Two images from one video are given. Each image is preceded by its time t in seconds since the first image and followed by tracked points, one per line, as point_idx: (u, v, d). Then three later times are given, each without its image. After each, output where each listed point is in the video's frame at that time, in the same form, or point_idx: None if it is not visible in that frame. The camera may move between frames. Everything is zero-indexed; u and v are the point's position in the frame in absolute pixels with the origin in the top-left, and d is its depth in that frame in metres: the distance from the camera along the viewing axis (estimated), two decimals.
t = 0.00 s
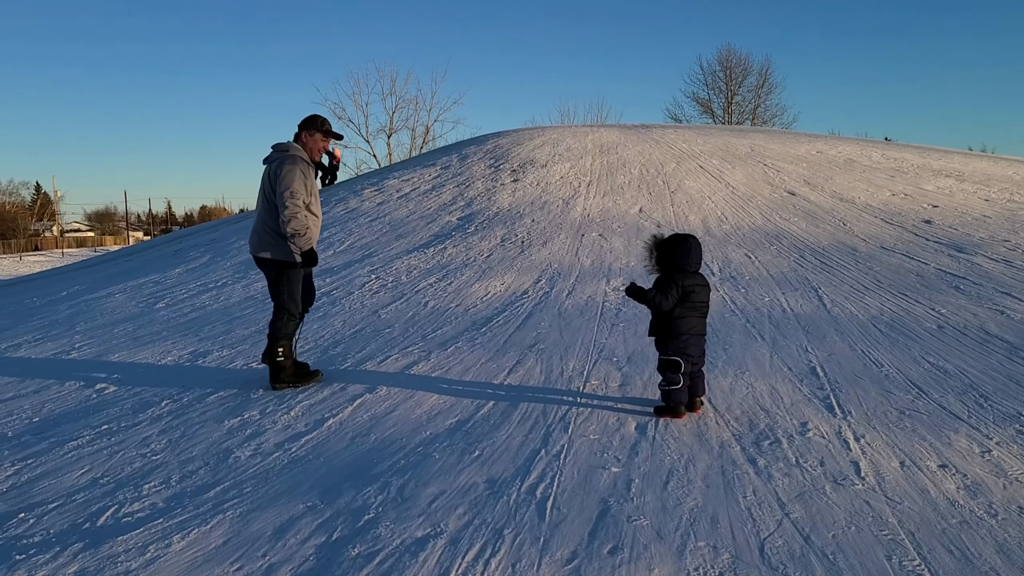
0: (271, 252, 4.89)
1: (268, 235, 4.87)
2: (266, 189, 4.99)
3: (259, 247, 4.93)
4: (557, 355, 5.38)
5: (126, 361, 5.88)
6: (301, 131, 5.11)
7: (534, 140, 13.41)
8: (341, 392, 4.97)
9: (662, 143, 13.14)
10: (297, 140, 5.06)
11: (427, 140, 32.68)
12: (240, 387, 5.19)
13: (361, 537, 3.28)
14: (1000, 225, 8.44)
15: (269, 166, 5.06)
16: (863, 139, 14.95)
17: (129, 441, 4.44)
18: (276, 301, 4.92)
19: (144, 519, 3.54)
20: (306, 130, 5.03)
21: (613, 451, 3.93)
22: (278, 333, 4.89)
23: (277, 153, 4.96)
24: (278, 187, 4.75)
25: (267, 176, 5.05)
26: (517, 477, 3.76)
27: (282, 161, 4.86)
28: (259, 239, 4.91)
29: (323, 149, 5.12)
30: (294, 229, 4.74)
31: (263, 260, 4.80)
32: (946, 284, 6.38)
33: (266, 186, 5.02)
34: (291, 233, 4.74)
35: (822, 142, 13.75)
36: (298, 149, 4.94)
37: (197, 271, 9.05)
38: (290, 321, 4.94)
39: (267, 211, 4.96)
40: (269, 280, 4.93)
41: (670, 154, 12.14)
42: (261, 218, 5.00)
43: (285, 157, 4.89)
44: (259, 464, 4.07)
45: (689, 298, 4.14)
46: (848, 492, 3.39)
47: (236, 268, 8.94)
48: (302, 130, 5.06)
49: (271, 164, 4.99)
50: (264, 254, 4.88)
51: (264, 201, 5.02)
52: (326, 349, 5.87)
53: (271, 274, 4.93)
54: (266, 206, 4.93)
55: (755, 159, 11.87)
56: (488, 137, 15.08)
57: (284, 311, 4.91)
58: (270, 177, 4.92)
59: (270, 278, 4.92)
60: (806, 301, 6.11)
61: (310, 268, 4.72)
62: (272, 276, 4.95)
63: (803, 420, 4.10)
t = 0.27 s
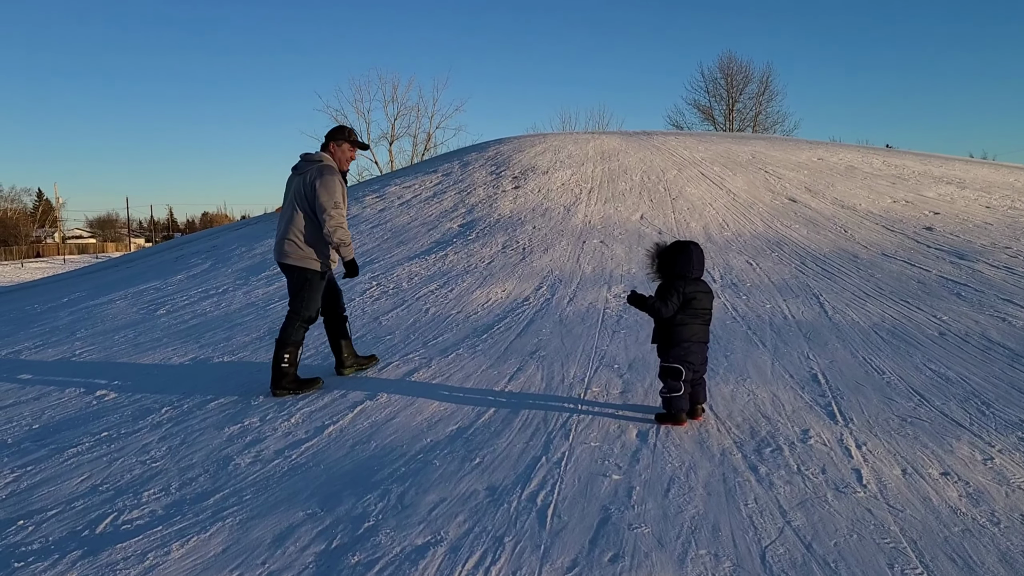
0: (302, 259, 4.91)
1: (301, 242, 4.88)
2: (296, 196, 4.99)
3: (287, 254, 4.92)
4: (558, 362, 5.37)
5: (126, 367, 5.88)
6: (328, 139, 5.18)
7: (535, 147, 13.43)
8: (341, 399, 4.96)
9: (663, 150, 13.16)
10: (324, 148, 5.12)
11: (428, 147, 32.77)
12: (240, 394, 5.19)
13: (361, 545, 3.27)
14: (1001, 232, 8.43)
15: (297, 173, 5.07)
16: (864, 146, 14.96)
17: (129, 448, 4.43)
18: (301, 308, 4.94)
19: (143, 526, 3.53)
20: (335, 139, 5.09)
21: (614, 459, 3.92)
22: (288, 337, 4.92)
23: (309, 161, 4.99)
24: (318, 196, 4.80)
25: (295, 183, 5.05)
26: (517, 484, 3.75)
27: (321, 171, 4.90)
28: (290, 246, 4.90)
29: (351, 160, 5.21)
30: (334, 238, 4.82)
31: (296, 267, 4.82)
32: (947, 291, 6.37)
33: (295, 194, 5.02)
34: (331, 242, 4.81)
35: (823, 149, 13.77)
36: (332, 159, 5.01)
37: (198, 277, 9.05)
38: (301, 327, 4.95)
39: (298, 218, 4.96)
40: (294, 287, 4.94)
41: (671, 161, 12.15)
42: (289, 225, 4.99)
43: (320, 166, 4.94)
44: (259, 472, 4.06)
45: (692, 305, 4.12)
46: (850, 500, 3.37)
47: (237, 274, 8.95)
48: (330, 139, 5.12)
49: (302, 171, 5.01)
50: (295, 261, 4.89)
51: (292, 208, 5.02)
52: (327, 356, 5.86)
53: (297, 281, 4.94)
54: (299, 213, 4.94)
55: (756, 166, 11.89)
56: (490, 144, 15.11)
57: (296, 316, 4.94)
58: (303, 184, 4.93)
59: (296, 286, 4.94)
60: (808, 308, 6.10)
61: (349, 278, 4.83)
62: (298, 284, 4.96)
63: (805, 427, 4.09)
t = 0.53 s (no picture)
0: (332, 252, 4.99)
1: (331, 235, 4.97)
2: (323, 191, 5.08)
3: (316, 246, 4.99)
4: (558, 368, 5.37)
5: (124, 372, 5.87)
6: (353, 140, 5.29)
7: (535, 153, 13.45)
8: (340, 404, 4.95)
9: (663, 156, 13.18)
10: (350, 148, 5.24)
11: (428, 153, 32.83)
12: (239, 399, 5.18)
13: (359, 551, 3.26)
14: (1000, 239, 8.44)
15: (324, 169, 5.17)
16: (864, 152, 14.99)
17: (127, 453, 4.42)
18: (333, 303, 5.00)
19: (140, 532, 3.52)
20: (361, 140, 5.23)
21: (613, 465, 3.91)
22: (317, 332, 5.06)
23: (339, 157, 5.11)
24: (352, 190, 4.94)
25: (322, 179, 5.15)
26: (516, 491, 3.74)
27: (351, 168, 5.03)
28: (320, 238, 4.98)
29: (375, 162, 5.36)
30: (367, 232, 4.96)
31: (327, 259, 4.90)
32: (946, 297, 6.37)
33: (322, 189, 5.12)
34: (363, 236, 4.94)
35: (823, 155, 13.79)
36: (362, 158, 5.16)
37: (198, 282, 9.05)
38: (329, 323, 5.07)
39: (326, 212, 5.05)
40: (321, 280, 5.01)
41: (670, 167, 12.17)
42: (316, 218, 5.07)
43: (350, 164, 5.07)
44: (257, 477, 4.05)
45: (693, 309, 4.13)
46: (849, 506, 3.37)
47: (237, 279, 8.95)
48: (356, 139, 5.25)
49: (330, 167, 5.12)
50: (325, 253, 4.96)
51: (319, 202, 5.10)
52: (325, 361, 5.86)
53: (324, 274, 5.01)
54: (327, 207, 5.03)
55: (756, 173, 11.90)
56: (490, 150, 15.13)
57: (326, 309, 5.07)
58: (333, 179, 5.04)
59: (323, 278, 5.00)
60: (807, 314, 6.10)
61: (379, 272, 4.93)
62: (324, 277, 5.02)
63: (804, 434, 4.08)
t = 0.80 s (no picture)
0: (358, 248, 5.08)
1: (357, 231, 5.07)
2: (347, 190, 5.17)
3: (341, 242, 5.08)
4: (556, 373, 5.36)
5: (122, 376, 5.87)
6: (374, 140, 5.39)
7: (535, 158, 13.47)
8: (338, 409, 4.94)
9: (662, 161, 13.20)
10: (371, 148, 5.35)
11: (428, 158, 32.88)
12: (237, 403, 5.17)
13: (356, 556, 3.25)
14: (999, 245, 8.44)
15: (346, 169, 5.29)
16: (863, 158, 15.01)
17: (124, 458, 4.41)
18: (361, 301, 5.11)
19: (137, 536, 3.51)
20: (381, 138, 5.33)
21: (611, 471, 3.90)
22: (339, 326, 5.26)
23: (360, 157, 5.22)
24: (375, 190, 5.05)
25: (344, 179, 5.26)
26: (514, 496, 3.73)
27: (374, 168, 5.13)
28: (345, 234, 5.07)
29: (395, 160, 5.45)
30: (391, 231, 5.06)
31: (354, 256, 5.00)
32: (945, 303, 6.38)
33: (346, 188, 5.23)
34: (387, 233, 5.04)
35: (822, 161, 13.81)
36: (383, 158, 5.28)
37: (197, 286, 9.05)
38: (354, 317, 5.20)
39: (349, 210, 5.15)
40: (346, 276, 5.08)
41: (670, 173, 12.19)
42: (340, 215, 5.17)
43: (372, 163, 5.18)
44: (255, 482, 4.04)
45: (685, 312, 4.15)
46: (847, 512, 3.36)
47: (236, 283, 8.95)
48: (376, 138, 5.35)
49: (352, 167, 5.22)
50: (351, 249, 5.05)
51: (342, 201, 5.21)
52: (324, 366, 5.85)
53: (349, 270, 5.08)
54: (352, 206, 5.13)
55: (755, 178, 11.91)
56: (489, 154, 15.15)
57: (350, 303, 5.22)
58: (356, 178, 5.15)
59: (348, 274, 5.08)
60: (805, 320, 6.10)
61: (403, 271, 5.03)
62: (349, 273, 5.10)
63: (803, 440, 4.07)
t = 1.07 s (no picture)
0: (385, 249, 5.22)
1: (386, 233, 5.20)
2: (378, 191, 5.28)
3: (371, 242, 5.22)
4: (554, 375, 5.36)
5: (119, 377, 5.86)
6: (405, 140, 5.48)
7: (533, 160, 13.48)
8: (336, 411, 4.93)
9: (661, 164, 13.21)
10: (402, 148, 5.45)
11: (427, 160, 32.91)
12: (234, 405, 5.16)
13: (353, 558, 3.24)
14: (997, 248, 8.46)
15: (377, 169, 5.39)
16: (861, 161, 15.04)
17: (121, 459, 4.40)
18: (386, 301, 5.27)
19: (134, 538, 3.50)
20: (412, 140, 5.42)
21: (609, 472, 3.90)
22: (349, 324, 5.30)
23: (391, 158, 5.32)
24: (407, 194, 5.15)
25: (374, 178, 5.37)
26: (511, 498, 3.73)
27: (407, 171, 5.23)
28: (375, 235, 5.21)
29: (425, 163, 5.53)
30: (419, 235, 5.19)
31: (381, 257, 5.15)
32: (942, 306, 6.38)
33: (376, 187, 5.34)
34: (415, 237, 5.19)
35: (820, 163, 13.83)
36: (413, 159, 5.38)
37: (194, 287, 9.04)
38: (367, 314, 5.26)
39: (379, 211, 5.27)
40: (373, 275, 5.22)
41: (668, 175, 12.20)
42: (370, 215, 5.30)
43: (404, 166, 5.29)
44: (252, 483, 4.04)
45: (670, 313, 4.24)
46: (844, 515, 3.36)
47: (234, 285, 8.94)
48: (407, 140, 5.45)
49: (384, 168, 5.32)
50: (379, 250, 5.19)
51: (372, 201, 5.32)
52: (322, 367, 5.85)
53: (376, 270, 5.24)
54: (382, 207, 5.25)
55: (754, 181, 11.93)
56: (488, 156, 15.16)
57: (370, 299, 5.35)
58: (387, 180, 5.26)
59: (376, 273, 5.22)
60: (803, 322, 6.10)
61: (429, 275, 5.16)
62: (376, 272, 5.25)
63: (800, 442, 4.07)
